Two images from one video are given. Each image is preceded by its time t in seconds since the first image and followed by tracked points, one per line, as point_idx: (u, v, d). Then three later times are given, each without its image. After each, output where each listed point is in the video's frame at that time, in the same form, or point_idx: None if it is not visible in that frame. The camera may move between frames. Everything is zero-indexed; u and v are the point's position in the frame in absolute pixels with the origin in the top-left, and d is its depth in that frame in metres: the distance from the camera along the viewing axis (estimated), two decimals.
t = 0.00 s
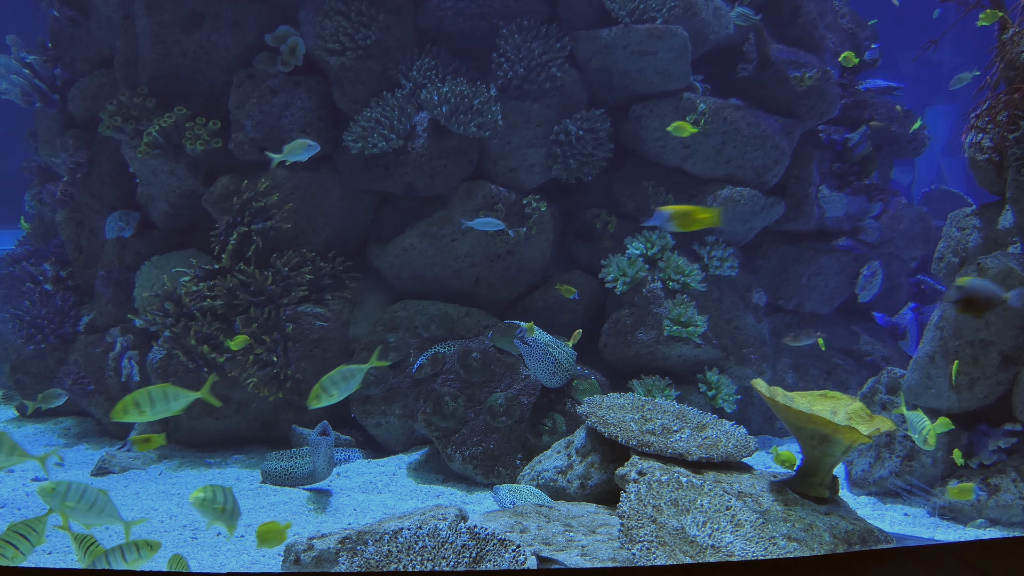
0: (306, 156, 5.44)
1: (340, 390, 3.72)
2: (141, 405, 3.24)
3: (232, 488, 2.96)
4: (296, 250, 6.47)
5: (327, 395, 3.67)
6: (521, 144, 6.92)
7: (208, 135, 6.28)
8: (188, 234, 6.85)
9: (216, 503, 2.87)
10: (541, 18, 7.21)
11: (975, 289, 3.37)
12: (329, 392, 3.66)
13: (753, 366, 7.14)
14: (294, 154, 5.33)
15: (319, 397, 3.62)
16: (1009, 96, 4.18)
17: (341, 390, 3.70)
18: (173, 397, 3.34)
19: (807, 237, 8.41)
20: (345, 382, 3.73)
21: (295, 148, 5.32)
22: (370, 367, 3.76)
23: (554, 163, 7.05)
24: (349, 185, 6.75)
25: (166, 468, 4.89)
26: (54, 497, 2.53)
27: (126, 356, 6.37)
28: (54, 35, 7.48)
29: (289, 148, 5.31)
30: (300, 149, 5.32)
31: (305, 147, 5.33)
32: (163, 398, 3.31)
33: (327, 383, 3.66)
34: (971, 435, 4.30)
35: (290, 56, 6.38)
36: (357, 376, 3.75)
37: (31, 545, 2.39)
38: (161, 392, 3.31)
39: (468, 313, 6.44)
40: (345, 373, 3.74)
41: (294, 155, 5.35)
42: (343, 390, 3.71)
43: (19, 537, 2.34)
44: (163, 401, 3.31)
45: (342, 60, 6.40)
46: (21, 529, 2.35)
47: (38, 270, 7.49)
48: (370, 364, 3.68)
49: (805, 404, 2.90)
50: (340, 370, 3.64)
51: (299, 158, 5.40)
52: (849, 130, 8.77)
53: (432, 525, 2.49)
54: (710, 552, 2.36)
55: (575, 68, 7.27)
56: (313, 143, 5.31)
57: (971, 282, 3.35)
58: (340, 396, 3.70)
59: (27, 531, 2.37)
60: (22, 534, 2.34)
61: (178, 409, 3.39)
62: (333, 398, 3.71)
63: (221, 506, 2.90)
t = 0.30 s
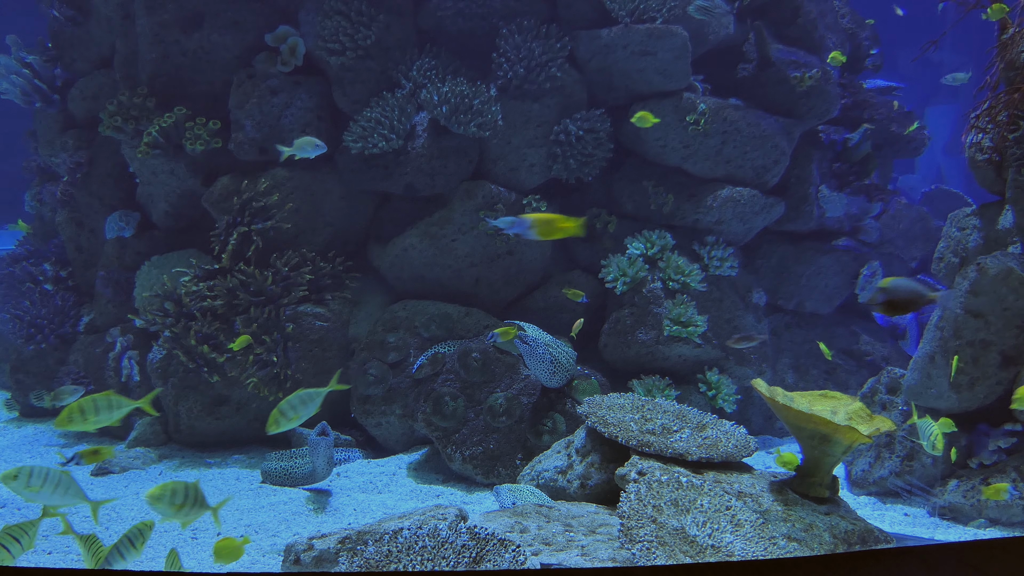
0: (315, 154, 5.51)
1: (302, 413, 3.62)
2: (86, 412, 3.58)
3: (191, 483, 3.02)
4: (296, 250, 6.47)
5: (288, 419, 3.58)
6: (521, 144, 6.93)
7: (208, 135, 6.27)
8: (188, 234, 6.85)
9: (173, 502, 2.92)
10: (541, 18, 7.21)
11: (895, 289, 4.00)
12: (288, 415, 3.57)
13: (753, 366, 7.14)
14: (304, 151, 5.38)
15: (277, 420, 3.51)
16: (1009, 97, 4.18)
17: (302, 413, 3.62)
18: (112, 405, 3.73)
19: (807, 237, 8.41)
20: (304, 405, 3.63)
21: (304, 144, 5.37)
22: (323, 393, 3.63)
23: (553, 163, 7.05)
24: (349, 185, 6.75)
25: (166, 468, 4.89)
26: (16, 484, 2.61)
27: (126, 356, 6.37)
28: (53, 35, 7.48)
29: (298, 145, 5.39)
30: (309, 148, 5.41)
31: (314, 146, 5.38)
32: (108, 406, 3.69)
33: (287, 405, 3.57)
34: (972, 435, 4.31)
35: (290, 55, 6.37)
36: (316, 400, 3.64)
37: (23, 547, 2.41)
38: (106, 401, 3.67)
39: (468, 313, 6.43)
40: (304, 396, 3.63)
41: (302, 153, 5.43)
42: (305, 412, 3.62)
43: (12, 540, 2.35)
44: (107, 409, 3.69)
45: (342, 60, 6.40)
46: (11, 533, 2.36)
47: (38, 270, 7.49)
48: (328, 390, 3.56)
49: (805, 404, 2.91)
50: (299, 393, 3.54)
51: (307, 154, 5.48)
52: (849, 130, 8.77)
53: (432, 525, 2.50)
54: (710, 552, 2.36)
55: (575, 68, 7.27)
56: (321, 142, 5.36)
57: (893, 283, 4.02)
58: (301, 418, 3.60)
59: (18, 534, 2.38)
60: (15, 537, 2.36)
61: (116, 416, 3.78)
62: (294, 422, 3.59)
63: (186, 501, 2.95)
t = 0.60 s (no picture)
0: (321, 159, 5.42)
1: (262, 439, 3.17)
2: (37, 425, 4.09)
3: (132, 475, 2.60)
4: (296, 250, 6.46)
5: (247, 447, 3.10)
6: (521, 144, 6.93)
7: (208, 135, 6.27)
8: (188, 234, 6.85)
9: (105, 494, 2.53)
10: (541, 18, 7.21)
11: (815, 290, 3.22)
12: (249, 442, 3.11)
13: (753, 366, 7.13)
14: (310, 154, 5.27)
15: (236, 449, 3.05)
16: (1009, 97, 4.19)
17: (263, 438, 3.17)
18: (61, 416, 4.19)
19: (807, 237, 8.41)
20: (265, 431, 3.17)
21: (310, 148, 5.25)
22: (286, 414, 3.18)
23: (553, 163, 7.04)
24: (349, 185, 6.75)
25: (166, 468, 4.89)
26: None
27: (126, 356, 6.38)
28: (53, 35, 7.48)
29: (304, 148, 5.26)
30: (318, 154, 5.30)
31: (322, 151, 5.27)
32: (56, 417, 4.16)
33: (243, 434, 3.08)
34: (972, 435, 4.25)
35: (290, 56, 6.38)
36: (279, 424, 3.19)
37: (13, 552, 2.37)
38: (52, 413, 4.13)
39: (467, 313, 6.43)
40: (263, 422, 3.17)
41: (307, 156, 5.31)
42: (265, 438, 3.18)
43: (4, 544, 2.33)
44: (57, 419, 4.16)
45: (342, 60, 6.40)
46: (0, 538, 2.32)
47: (38, 269, 7.49)
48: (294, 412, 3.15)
49: (806, 404, 2.91)
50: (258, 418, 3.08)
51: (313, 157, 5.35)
52: (849, 130, 8.76)
53: (432, 525, 2.50)
54: (710, 552, 2.36)
55: (575, 68, 7.28)
56: (330, 149, 5.27)
57: (813, 282, 3.23)
58: (262, 444, 3.16)
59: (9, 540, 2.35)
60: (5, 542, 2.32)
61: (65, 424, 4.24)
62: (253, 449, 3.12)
63: (126, 494, 2.56)
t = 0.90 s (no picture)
0: (326, 160, 5.39)
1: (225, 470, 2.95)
2: None
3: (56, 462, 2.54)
4: (296, 250, 6.46)
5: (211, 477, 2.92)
6: (521, 144, 6.92)
7: (208, 135, 6.27)
8: (188, 234, 6.85)
9: (34, 485, 2.45)
10: (541, 18, 7.21)
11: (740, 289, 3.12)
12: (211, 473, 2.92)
13: (753, 366, 7.13)
14: (318, 155, 5.22)
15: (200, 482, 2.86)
16: (1009, 97, 4.19)
17: (225, 469, 2.94)
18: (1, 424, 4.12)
19: (807, 237, 8.41)
20: (227, 461, 2.92)
21: (318, 150, 5.21)
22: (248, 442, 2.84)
23: (553, 163, 7.04)
24: (349, 185, 6.75)
25: (166, 468, 4.89)
26: None
27: (126, 356, 6.38)
28: (53, 35, 7.48)
29: (313, 148, 5.18)
30: (326, 155, 5.24)
31: (331, 154, 5.23)
32: None
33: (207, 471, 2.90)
34: (972, 435, 4.27)
35: (290, 56, 6.35)
36: (238, 454, 2.89)
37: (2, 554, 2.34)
38: None
39: (467, 313, 6.44)
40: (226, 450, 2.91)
41: (315, 157, 5.25)
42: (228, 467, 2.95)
43: None
44: None
45: (342, 60, 6.40)
46: None
47: (38, 270, 7.49)
48: (249, 444, 2.78)
49: (806, 404, 2.90)
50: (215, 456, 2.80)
51: (320, 159, 5.30)
52: (849, 130, 8.75)
53: (432, 525, 2.50)
54: (710, 552, 2.36)
55: (575, 68, 7.28)
56: (339, 151, 5.26)
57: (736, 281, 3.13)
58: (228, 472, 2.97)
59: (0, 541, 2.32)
60: None
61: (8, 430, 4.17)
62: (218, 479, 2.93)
63: (55, 484, 2.51)
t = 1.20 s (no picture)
0: (332, 160, 5.37)
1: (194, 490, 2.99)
2: None
3: None
4: (296, 250, 6.46)
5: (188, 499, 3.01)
6: (521, 144, 6.91)
7: (208, 135, 6.27)
8: (188, 234, 6.85)
9: None
10: (541, 18, 7.21)
11: (660, 292, 2.84)
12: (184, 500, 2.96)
13: (753, 366, 7.13)
14: (325, 155, 5.21)
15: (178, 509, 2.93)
16: (1009, 97, 4.19)
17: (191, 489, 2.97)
18: None
19: (807, 237, 8.41)
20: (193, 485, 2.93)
21: (326, 150, 5.19)
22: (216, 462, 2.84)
23: (553, 162, 7.04)
24: (349, 185, 6.75)
25: (166, 468, 4.89)
26: None
27: (126, 356, 6.37)
28: (53, 35, 7.47)
29: (319, 148, 5.15)
30: (331, 155, 5.21)
31: (339, 152, 5.24)
32: None
33: (188, 495, 2.88)
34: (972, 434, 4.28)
35: (290, 56, 6.20)
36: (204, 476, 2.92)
37: None
38: None
39: (467, 313, 6.44)
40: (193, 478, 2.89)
41: (321, 157, 5.22)
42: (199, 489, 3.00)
43: None
44: None
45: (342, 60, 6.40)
46: None
47: (38, 270, 7.48)
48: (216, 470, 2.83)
49: (805, 404, 2.90)
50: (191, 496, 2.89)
51: (326, 159, 5.27)
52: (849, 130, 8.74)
53: (432, 525, 2.50)
54: (710, 552, 2.36)
55: (575, 68, 7.28)
56: (347, 149, 5.28)
57: (656, 285, 2.85)
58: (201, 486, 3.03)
59: None
60: None
61: None
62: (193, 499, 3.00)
63: None
